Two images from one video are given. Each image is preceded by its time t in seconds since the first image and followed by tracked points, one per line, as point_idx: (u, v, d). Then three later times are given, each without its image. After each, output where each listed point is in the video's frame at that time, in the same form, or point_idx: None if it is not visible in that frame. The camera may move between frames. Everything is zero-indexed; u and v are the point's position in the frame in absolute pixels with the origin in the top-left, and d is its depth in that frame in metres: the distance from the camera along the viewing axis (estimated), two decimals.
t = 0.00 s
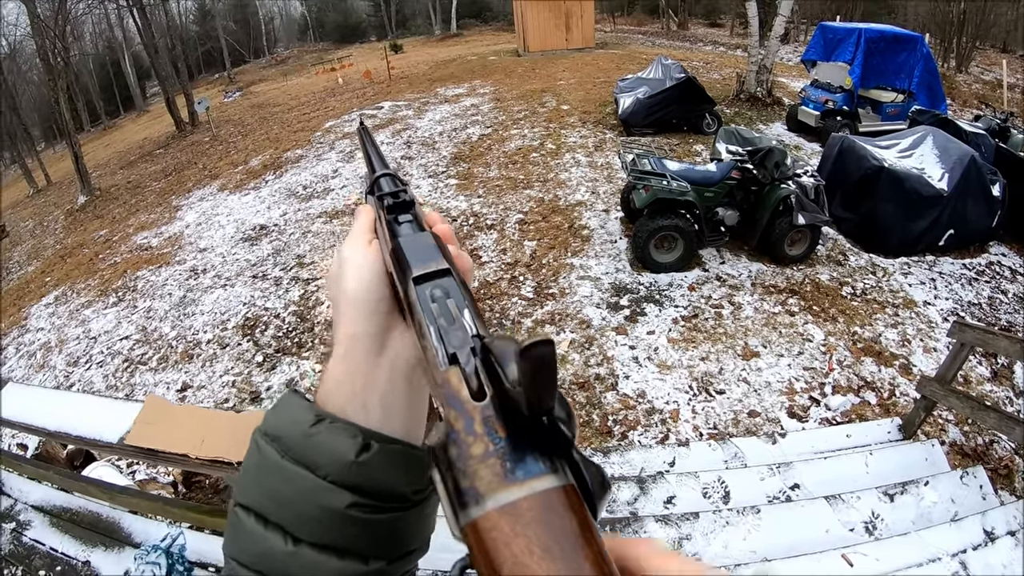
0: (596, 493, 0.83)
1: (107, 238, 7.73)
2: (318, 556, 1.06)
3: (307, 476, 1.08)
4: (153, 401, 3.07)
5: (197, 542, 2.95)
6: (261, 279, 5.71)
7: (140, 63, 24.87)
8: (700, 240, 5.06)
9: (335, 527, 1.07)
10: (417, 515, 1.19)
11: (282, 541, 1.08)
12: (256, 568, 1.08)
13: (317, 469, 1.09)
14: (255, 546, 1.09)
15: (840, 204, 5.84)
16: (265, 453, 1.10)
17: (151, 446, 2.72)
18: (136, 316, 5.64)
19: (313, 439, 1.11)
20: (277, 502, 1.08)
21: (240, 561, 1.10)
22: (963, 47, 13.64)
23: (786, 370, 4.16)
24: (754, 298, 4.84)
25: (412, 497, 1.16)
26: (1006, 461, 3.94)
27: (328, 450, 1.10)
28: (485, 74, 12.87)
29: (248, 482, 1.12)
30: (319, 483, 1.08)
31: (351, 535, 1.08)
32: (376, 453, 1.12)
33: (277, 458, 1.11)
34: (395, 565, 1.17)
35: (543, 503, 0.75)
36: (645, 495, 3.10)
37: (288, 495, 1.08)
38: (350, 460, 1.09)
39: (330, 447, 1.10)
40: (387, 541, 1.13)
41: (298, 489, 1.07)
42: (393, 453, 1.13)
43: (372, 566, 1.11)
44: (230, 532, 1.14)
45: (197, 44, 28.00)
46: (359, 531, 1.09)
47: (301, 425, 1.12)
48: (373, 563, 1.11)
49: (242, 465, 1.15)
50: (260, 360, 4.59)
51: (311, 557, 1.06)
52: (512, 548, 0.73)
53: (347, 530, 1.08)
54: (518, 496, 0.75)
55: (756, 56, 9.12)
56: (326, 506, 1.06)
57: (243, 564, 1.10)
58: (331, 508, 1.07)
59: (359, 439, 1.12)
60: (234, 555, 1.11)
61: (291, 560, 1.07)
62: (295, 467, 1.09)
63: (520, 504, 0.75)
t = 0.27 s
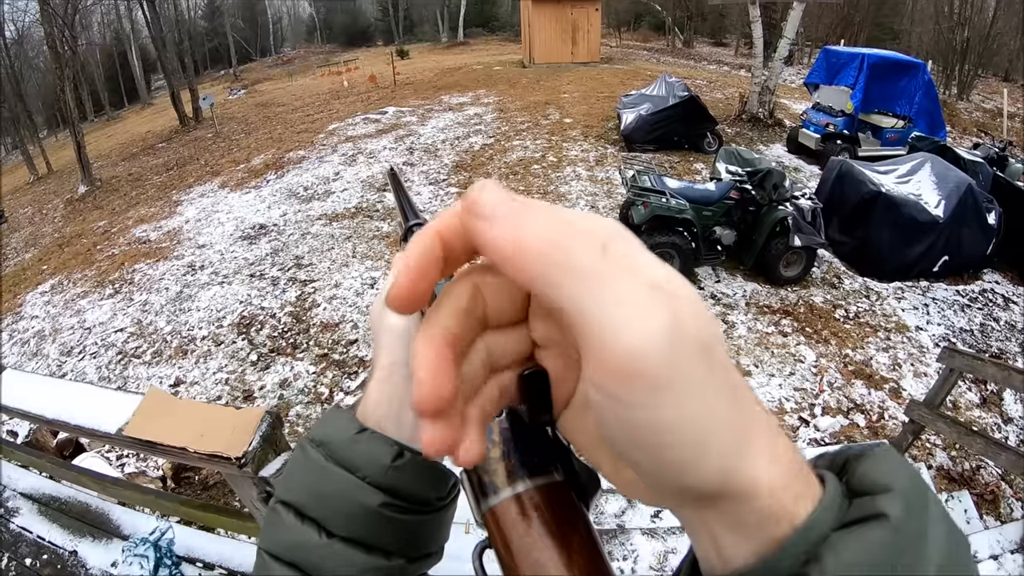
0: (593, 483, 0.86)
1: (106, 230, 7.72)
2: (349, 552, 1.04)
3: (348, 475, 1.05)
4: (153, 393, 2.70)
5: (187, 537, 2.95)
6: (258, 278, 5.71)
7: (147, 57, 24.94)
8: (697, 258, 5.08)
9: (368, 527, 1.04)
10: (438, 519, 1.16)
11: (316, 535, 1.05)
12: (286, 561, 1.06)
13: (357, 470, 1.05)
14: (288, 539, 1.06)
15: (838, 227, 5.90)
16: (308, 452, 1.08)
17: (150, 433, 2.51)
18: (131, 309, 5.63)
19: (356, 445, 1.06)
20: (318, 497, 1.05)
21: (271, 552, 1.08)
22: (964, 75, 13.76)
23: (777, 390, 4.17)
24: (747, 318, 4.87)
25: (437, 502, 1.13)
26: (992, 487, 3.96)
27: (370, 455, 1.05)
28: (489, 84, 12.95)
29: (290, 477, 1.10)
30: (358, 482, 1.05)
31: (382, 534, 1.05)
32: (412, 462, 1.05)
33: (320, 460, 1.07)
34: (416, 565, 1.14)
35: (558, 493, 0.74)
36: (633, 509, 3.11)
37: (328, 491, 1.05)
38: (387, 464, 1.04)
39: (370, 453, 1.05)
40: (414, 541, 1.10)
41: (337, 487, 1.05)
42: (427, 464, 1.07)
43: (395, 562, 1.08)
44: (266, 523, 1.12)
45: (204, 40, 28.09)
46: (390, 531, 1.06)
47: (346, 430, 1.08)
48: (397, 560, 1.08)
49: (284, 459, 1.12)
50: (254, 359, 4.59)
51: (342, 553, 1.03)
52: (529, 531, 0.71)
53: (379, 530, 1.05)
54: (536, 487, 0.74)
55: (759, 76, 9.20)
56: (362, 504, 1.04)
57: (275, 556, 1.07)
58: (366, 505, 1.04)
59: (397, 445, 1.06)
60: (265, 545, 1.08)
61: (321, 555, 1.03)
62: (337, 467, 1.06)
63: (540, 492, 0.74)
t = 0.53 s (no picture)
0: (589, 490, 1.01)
1: (103, 220, 7.69)
2: (354, 547, 1.11)
3: (353, 474, 1.14)
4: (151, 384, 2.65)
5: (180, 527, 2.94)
6: (255, 271, 5.70)
7: (147, 47, 24.83)
8: (694, 259, 5.11)
9: (374, 524, 1.12)
10: (441, 519, 1.24)
11: (323, 532, 1.12)
12: (294, 556, 1.13)
13: (362, 469, 1.14)
14: (295, 535, 1.13)
15: (834, 231, 5.91)
16: (315, 452, 1.16)
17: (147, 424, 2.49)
18: (128, 300, 5.62)
19: (361, 445, 1.16)
20: (324, 496, 1.13)
21: (280, 549, 1.15)
22: (965, 83, 13.79)
23: (771, 392, 4.19)
24: (743, 319, 4.88)
25: (440, 501, 1.22)
26: (984, 492, 3.98)
27: (374, 453, 1.15)
28: (490, 81, 12.92)
29: (295, 478, 1.17)
30: (363, 481, 1.13)
31: (385, 530, 1.13)
32: (415, 461, 1.17)
33: (326, 460, 1.16)
34: (419, 563, 1.20)
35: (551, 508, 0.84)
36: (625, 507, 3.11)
37: (334, 490, 1.13)
38: (392, 463, 1.15)
39: (375, 452, 1.15)
40: (416, 539, 1.17)
41: (343, 485, 1.13)
42: (429, 461, 1.19)
43: (399, 560, 1.14)
44: (273, 525, 1.19)
45: (205, 31, 27.94)
46: (394, 529, 1.13)
47: (351, 431, 1.18)
48: (400, 557, 1.14)
49: (292, 462, 1.20)
50: (250, 351, 4.58)
51: (347, 548, 1.10)
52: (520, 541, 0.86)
53: (383, 528, 1.12)
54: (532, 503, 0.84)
55: (760, 79, 9.21)
56: (367, 501, 1.12)
57: (283, 554, 1.14)
58: (370, 503, 1.12)
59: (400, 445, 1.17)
60: (274, 543, 1.16)
61: (328, 550, 1.11)
62: (342, 466, 1.15)
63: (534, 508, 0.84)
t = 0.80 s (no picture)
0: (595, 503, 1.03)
1: (90, 212, 7.60)
2: (349, 542, 1.10)
3: (349, 469, 1.12)
4: (139, 373, 2.57)
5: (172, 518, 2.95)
6: (243, 261, 5.67)
7: (132, 36, 24.54)
8: (683, 245, 5.13)
9: (370, 520, 1.11)
10: (438, 514, 1.24)
11: (318, 526, 1.12)
12: (290, 549, 1.13)
13: (358, 465, 1.13)
14: (291, 529, 1.13)
15: (823, 219, 5.95)
16: (311, 446, 1.15)
17: (136, 415, 2.43)
18: (116, 292, 5.56)
19: (359, 440, 1.15)
20: (320, 490, 1.13)
21: (275, 541, 1.15)
22: (954, 71, 13.85)
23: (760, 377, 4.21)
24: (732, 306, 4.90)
25: (437, 497, 1.21)
26: (971, 477, 4.02)
27: (370, 449, 1.14)
28: (478, 69, 12.85)
29: (293, 471, 1.17)
30: (360, 477, 1.12)
31: (380, 526, 1.12)
32: (413, 457, 1.15)
33: (323, 454, 1.15)
34: (414, 558, 1.20)
35: (558, 501, 0.88)
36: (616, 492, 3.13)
37: (330, 484, 1.12)
38: (390, 459, 1.13)
39: (373, 448, 1.14)
40: (411, 534, 1.17)
41: (339, 480, 1.12)
42: (426, 457, 1.17)
43: (394, 555, 1.14)
44: (269, 514, 1.19)
45: (190, 20, 27.59)
46: (390, 525, 1.13)
47: (349, 426, 1.16)
48: (395, 552, 1.14)
49: (287, 455, 1.19)
50: (239, 342, 4.56)
51: (342, 543, 1.10)
52: (537, 531, 0.86)
53: (380, 524, 1.12)
54: (543, 494, 0.89)
55: (749, 67, 9.20)
56: (363, 497, 1.11)
57: (278, 546, 1.14)
58: (366, 499, 1.11)
59: (398, 441, 1.15)
60: (269, 535, 1.15)
61: (324, 544, 1.11)
62: (338, 461, 1.14)
63: (541, 499, 0.88)
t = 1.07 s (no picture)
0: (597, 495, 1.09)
1: (82, 217, 7.57)
2: (349, 538, 1.09)
3: (352, 465, 1.11)
4: (133, 380, 2.56)
5: (169, 525, 2.92)
6: (236, 263, 5.65)
7: (121, 40, 24.46)
8: (676, 241, 5.14)
9: (371, 516, 1.10)
10: (438, 512, 1.22)
11: (318, 522, 1.10)
12: (288, 544, 1.11)
13: (361, 461, 1.11)
14: (290, 524, 1.11)
15: (815, 214, 5.97)
16: (312, 441, 1.12)
17: (129, 420, 2.41)
18: (109, 297, 5.54)
19: (361, 436, 1.13)
20: (321, 486, 1.10)
21: (272, 536, 1.12)
22: (945, 65, 13.91)
23: (755, 372, 4.23)
24: (726, 301, 4.91)
25: (438, 494, 1.19)
26: (967, 468, 4.04)
27: (373, 444, 1.12)
28: (470, 67, 12.83)
29: (291, 466, 1.14)
30: (362, 473, 1.10)
31: (381, 523, 1.11)
32: (415, 453, 1.14)
33: (325, 450, 1.12)
34: (413, 555, 1.18)
35: (564, 497, 0.95)
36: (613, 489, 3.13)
37: (332, 480, 1.10)
38: (392, 456, 1.11)
39: (376, 444, 1.12)
40: (412, 531, 1.15)
41: (341, 476, 1.10)
42: (429, 454, 1.16)
43: (394, 551, 1.12)
44: (266, 510, 1.15)
45: (180, 23, 27.50)
46: (391, 521, 1.11)
47: (351, 422, 1.14)
48: (395, 549, 1.13)
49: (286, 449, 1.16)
50: (233, 345, 4.54)
51: (342, 539, 1.08)
52: (544, 529, 0.92)
53: (381, 520, 1.10)
54: (549, 492, 0.95)
55: (740, 63, 9.21)
56: (365, 494, 1.09)
57: (276, 541, 1.12)
58: (368, 495, 1.09)
59: (401, 437, 1.14)
60: (266, 530, 1.13)
61: (323, 540, 1.09)
62: (339, 456, 1.12)
63: (548, 497, 0.94)
